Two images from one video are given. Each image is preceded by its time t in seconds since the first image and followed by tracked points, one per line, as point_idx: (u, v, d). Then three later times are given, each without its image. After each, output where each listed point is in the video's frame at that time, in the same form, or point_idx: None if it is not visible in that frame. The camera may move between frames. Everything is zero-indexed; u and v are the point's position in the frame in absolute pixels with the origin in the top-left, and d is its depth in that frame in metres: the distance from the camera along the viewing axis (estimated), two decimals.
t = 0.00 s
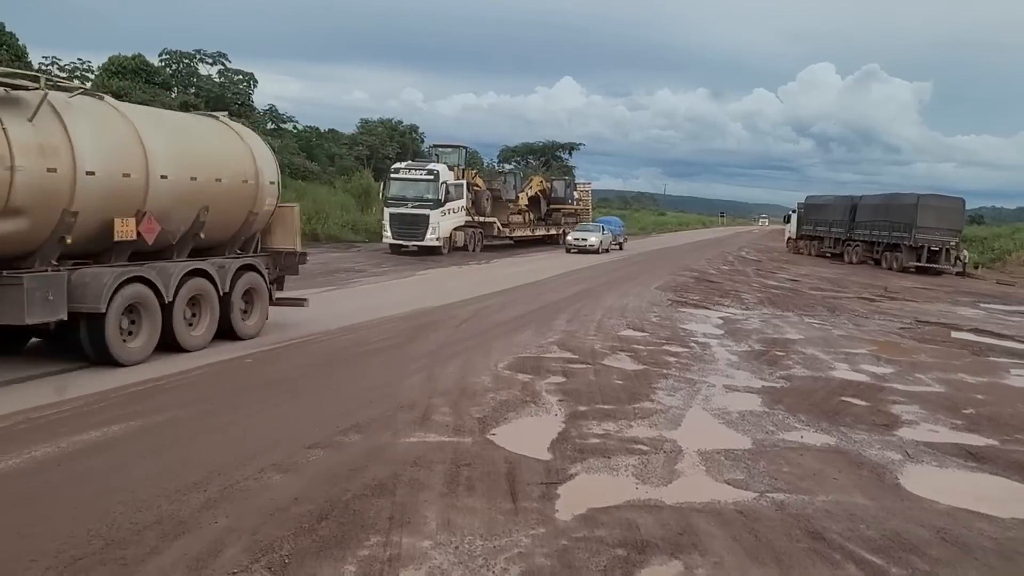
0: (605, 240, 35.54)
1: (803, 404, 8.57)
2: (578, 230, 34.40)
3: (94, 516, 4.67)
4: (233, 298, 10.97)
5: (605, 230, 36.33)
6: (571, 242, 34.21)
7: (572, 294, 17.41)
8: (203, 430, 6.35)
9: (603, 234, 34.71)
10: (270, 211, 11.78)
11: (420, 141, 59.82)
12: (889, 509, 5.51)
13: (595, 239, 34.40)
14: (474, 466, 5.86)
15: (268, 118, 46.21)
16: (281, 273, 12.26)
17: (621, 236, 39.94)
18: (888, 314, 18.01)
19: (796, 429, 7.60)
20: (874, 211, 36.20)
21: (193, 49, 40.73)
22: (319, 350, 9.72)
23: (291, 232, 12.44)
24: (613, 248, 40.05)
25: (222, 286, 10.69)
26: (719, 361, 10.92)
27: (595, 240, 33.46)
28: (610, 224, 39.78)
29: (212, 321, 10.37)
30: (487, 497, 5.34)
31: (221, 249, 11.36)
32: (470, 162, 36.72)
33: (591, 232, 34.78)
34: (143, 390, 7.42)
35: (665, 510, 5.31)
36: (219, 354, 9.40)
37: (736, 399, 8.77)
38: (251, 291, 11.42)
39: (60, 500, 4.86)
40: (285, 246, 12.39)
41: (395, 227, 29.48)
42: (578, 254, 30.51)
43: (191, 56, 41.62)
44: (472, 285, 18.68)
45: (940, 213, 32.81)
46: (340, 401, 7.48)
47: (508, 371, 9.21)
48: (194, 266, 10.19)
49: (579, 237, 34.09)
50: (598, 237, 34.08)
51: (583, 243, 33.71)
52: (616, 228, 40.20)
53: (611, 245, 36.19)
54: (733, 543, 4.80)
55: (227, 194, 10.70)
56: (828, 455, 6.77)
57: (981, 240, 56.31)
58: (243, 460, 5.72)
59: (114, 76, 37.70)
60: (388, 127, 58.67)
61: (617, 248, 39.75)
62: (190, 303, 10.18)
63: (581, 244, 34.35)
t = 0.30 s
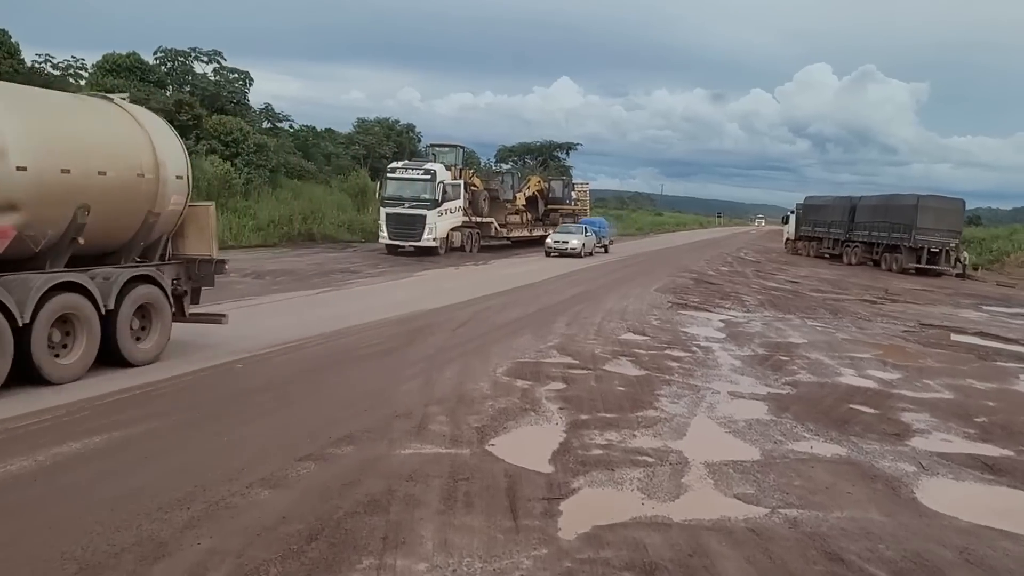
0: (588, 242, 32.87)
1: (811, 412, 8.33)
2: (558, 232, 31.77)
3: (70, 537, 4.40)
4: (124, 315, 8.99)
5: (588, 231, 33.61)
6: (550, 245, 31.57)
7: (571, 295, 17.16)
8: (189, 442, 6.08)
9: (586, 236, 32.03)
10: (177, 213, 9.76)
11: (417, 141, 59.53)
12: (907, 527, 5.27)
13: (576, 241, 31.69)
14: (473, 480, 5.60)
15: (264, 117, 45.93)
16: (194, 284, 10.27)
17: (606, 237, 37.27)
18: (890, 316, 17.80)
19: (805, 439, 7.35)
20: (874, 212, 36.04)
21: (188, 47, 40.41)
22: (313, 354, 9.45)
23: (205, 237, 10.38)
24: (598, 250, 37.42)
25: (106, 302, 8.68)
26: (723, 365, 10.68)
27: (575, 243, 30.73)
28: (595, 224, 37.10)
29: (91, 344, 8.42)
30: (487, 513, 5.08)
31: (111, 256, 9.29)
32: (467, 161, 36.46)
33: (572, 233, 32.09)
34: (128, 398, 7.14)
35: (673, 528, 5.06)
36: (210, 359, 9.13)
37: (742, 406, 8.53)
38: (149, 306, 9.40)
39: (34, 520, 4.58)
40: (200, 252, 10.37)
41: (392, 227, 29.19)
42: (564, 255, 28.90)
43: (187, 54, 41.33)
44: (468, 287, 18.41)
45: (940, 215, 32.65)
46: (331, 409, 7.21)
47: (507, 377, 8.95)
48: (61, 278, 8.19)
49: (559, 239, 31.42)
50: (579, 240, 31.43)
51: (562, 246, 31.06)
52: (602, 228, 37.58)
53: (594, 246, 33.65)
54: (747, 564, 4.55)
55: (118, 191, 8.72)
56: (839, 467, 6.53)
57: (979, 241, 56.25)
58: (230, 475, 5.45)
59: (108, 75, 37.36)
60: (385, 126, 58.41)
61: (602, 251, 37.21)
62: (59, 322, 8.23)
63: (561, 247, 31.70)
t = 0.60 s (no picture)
0: (568, 245, 30.00)
1: (817, 420, 8.06)
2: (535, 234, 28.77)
3: (33, 563, 4.11)
4: None
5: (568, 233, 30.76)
6: (526, 249, 28.64)
7: (568, 298, 16.89)
8: (167, 457, 5.78)
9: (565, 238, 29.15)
10: (41, 214, 8.02)
11: (413, 141, 59.21)
12: (923, 545, 5.00)
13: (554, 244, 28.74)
14: (466, 498, 5.32)
15: (258, 118, 45.62)
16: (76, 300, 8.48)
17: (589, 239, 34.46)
18: (891, 318, 17.56)
19: (812, 450, 7.08)
20: (872, 212, 35.84)
21: (181, 46, 40.08)
22: (301, 360, 9.15)
23: (86, 243, 8.58)
24: (579, 252, 34.66)
25: None
26: (724, 371, 10.40)
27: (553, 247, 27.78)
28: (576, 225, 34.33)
29: None
30: (480, 534, 4.80)
31: None
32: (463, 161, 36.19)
33: (550, 236, 29.11)
34: (106, 409, 6.83)
35: (678, 548, 4.79)
36: (196, 365, 8.83)
37: (745, 414, 8.26)
38: None
39: None
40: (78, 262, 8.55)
41: (386, 228, 28.89)
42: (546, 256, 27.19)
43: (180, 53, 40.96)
44: (463, 289, 18.14)
45: (940, 215, 32.46)
46: (318, 419, 6.92)
47: (503, 384, 8.67)
48: None
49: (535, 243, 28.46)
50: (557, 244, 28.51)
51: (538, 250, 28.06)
52: (584, 230, 34.79)
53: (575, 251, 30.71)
54: None
55: None
56: (849, 480, 6.26)
57: (976, 241, 56.12)
58: (209, 492, 5.16)
59: (100, 74, 37.02)
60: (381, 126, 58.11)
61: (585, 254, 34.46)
62: None
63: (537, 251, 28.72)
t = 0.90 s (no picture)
0: (546, 249, 27.24)
1: (825, 430, 7.80)
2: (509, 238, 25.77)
3: None
4: None
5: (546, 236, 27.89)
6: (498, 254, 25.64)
7: (566, 301, 16.62)
8: (148, 476, 5.50)
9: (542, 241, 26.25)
10: None
11: (408, 142, 58.90)
12: (943, 567, 4.75)
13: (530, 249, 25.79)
14: (462, 518, 5.05)
15: (252, 119, 45.33)
16: None
17: (570, 243, 31.58)
18: (893, 320, 17.34)
19: (821, 462, 6.83)
20: (870, 212, 35.64)
21: (174, 47, 39.74)
22: (293, 369, 8.87)
23: None
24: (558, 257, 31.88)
25: None
26: (727, 377, 10.14)
27: (529, 252, 24.92)
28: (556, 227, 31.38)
29: None
30: (478, 559, 4.52)
31: None
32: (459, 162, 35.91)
33: (526, 240, 26.18)
34: (86, 424, 6.55)
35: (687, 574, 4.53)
36: (183, 374, 8.55)
37: (750, 423, 8.00)
38: None
39: None
40: None
41: (381, 230, 28.69)
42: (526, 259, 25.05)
43: (173, 54, 40.63)
44: (459, 292, 17.87)
45: (939, 215, 32.24)
46: (308, 433, 6.65)
47: (500, 393, 8.40)
48: None
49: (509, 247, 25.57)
50: (532, 248, 25.62)
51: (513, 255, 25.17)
52: (565, 232, 31.97)
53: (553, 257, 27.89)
54: None
55: None
56: (862, 495, 6.00)
57: (973, 241, 56.04)
58: (191, 515, 4.87)
59: (92, 75, 36.65)
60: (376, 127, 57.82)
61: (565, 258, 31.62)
62: None
63: (512, 256, 25.78)
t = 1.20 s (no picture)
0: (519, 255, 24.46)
1: (833, 440, 7.56)
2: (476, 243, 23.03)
3: None
4: None
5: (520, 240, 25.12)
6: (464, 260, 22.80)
7: (563, 305, 16.37)
8: (130, 496, 5.24)
9: (513, 246, 23.68)
10: None
11: (403, 143, 58.63)
12: None
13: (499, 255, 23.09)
14: (461, 540, 4.79)
15: (245, 121, 45.01)
16: None
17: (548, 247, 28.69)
18: (894, 323, 17.13)
19: (832, 475, 6.59)
20: (867, 213, 35.47)
21: (166, 49, 39.39)
22: (284, 378, 8.60)
23: None
24: (535, 263, 28.89)
25: None
26: (730, 383, 9.91)
27: (500, 260, 22.33)
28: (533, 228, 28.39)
29: None
30: None
31: None
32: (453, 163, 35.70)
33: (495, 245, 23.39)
34: (67, 439, 6.28)
35: None
36: (170, 384, 8.27)
37: (756, 433, 7.75)
38: None
39: None
40: None
41: (376, 233, 28.46)
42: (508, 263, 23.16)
43: (165, 56, 40.30)
44: (454, 296, 17.61)
45: (936, 215, 32.07)
46: (299, 446, 6.37)
47: (498, 402, 8.14)
48: None
49: (477, 253, 22.77)
50: (502, 254, 22.82)
51: (482, 263, 22.47)
52: (542, 234, 29.02)
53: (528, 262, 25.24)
54: None
55: None
56: (877, 510, 5.76)
57: (969, 241, 56.01)
58: (173, 539, 4.61)
59: (83, 77, 36.29)
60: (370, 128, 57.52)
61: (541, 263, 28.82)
62: None
63: (479, 264, 23.01)
